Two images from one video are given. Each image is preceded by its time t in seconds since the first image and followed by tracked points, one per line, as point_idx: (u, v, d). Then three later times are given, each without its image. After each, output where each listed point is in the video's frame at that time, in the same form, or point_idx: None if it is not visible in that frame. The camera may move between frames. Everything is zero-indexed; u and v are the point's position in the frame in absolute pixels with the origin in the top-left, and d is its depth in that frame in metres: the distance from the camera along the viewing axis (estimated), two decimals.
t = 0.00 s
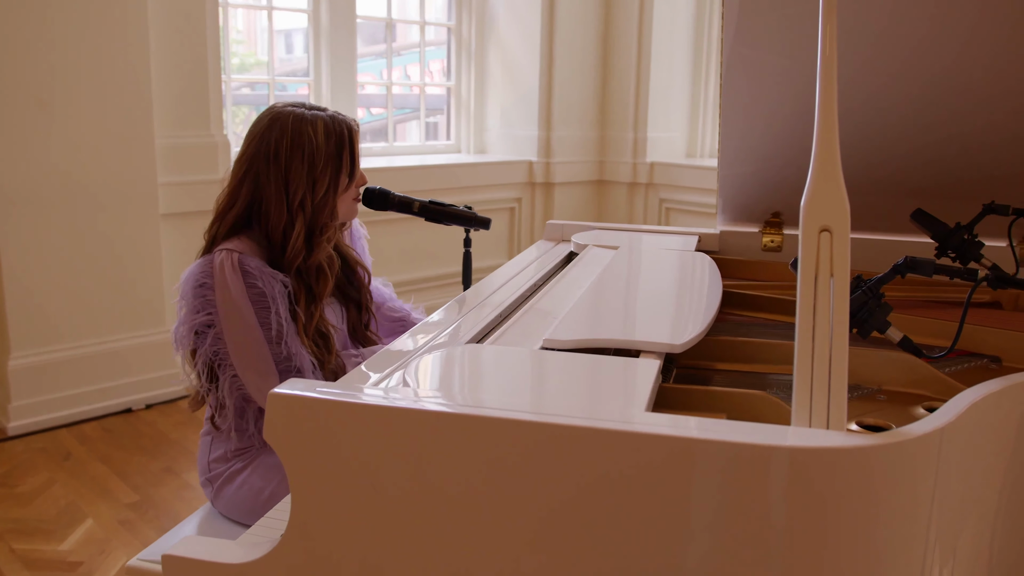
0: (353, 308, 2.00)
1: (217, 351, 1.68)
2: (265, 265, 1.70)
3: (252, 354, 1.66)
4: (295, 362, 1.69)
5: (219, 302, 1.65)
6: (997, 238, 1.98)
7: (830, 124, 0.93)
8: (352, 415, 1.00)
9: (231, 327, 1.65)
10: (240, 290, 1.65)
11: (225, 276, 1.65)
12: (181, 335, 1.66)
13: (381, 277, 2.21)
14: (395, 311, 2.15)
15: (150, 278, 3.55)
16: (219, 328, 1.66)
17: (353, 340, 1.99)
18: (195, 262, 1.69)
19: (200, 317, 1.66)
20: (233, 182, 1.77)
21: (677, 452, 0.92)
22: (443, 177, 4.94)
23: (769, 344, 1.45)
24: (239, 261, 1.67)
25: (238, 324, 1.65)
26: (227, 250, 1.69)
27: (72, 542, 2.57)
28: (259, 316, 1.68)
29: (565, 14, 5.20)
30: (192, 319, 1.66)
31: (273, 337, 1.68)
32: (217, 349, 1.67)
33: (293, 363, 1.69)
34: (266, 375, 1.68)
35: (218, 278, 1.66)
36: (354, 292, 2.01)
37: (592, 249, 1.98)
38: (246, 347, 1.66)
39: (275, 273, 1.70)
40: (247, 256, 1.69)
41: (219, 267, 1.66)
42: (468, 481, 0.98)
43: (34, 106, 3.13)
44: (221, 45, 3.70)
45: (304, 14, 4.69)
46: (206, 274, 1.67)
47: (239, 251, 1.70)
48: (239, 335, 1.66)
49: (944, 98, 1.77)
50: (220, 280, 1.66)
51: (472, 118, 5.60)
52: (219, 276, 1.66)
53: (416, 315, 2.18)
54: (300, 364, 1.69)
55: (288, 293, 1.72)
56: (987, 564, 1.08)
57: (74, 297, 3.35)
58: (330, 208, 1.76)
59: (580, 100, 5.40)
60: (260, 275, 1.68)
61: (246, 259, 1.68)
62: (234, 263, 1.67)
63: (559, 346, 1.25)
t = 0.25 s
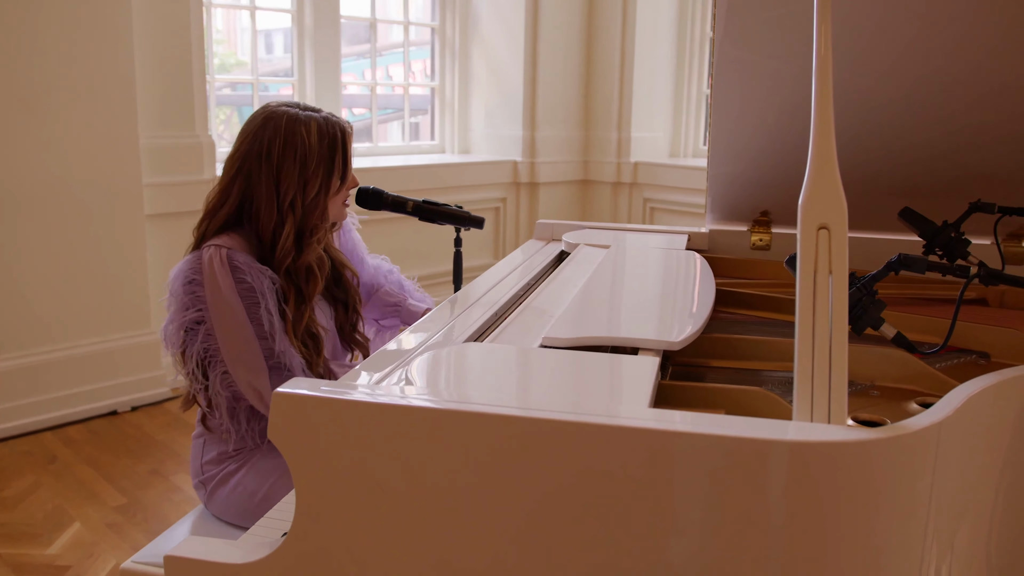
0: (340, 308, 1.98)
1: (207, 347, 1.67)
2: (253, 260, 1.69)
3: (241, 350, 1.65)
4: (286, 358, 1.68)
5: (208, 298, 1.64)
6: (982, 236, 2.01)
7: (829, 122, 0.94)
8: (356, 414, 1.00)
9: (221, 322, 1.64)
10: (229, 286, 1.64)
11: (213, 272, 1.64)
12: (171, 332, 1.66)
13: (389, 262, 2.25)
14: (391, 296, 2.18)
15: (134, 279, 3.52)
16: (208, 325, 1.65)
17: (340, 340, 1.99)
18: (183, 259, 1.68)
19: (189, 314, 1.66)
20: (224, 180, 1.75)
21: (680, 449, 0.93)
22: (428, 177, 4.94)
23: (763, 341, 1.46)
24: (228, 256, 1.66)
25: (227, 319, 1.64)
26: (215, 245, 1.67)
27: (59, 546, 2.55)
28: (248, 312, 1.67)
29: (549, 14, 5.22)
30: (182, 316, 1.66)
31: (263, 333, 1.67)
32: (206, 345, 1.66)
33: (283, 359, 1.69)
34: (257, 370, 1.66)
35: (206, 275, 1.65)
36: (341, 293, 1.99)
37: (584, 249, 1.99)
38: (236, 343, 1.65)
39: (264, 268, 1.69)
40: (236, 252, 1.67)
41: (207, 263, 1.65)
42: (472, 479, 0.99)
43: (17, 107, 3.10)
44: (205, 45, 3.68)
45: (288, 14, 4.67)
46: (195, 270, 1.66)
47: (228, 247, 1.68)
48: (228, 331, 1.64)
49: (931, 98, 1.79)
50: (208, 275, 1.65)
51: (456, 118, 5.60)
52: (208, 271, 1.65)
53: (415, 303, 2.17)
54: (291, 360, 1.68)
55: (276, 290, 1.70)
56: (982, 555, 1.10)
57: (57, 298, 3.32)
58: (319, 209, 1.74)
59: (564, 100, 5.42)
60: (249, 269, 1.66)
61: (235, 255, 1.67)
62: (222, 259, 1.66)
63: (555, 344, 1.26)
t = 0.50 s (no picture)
0: (328, 308, 1.99)
1: (201, 346, 1.63)
2: (247, 258, 1.66)
3: (236, 349, 1.62)
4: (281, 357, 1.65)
5: (202, 297, 1.61)
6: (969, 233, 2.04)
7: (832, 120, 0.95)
8: (364, 411, 1.00)
9: (215, 321, 1.61)
10: (223, 284, 1.61)
11: (208, 270, 1.61)
12: (163, 332, 1.62)
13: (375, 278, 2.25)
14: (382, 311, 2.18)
15: (120, 280, 3.49)
16: (201, 324, 1.62)
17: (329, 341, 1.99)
18: (176, 257, 1.64)
19: (181, 313, 1.61)
20: (217, 180, 1.74)
21: (687, 443, 0.94)
22: (414, 177, 4.93)
23: (760, 337, 1.48)
24: (222, 254, 1.63)
25: (221, 318, 1.61)
26: (209, 244, 1.64)
27: (48, 549, 2.53)
28: (243, 310, 1.63)
29: (534, 14, 5.23)
30: (174, 315, 1.61)
31: (257, 331, 1.63)
32: (199, 345, 1.63)
33: (278, 357, 1.65)
34: (252, 369, 1.63)
35: (199, 273, 1.61)
36: (329, 293, 2.00)
37: (578, 246, 2.00)
38: (230, 342, 1.62)
39: (258, 265, 1.66)
40: (230, 250, 1.64)
41: (200, 261, 1.62)
42: (480, 476, 0.99)
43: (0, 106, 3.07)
44: (190, 44, 3.66)
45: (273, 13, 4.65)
46: (187, 268, 1.62)
47: (221, 246, 1.65)
48: (222, 330, 1.61)
49: (921, 97, 1.81)
50: (202, 274, 1.61)
51: (442, 117, 5.60)
52: (202, 270, 1.61)
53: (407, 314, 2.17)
54: (284, 358, 1.65)
55: (272, 287, 1.67)
56: (981, 546, 1.12)
57: (42, 299, 3.29)
58: (310, 213, 1.73)
59: (550, 99, 5.43)
60: (243, 268, 1.64)
61: (229, 254, 1.64)
62: (216, 257, 1.63)
63: (559, 340, 1.26)
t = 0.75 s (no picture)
0: (335, 302, 1.99)
1: (202, 338, 1.64)
2: (247, 249, 1.67)
3: (238, 340, 1.63)
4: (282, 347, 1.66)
5: (203, 288, 1.62)
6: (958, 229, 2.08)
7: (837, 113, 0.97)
8: (378, 402, 1.01)
9: (216, 312, 1.62)
10: (224, 275, 1.62)
11: (209, 261, 1.62)
12: (165, 324, 1.63)
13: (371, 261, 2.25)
14: (379, 296, 2.18)
15: (108, 280, 3.47)
16: (203, 315, 1.63)
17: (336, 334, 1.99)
18: (178, 249, 1.66)
19: (183, 304, 1.63)
20: (219, 170, 1.74)
21: (698, 431, 0.96)
22: (402, 176, 4.94)
23: (758, 330, 1.50)
24: (222, 246, 1.64)
25: (223, 309, 1.62)
26: (210, 236, 1.66)
27: (39, 549, 2.51)
28: (244, 301, 1.64)
29: (521, 14, 5.24)
30: (176, 307, 1.63)
31: (258, 321, 1.64)
32: (201, 336, 1.64)
33: (279, 347, 1.67)
34: (253, 360, 1.65)
35: (200, 264, 1.62)
36: (336, 286, 1.99)
37: (575, 243, 2.01)
38: (232, 333, 1.63)
39: (258, 256, 1.67)
40: (231, 242, 1.65)
41: (202, 252, 1.63)
42: (493, 466, 1.00)
43: None
44: (178, 43, 3.65)
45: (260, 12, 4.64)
46: (189, 260, 1.63)
47: (223, 237, 1.66)
48: (224, 321, 1.62)
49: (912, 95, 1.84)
50: (202, 266, 1.62)
51: (429, 117, 5.60)
52: (202, 262, 1.63)
53: (404, 300, 2.18)
54: (286, 347, 1.66)
55: (272, 278, 1.68)
56: (980, 532, 1.14)
57: (29, 300, 3.26)
58: (313, 200, 1.73)
59: (536, 99, 5.45)
60: (243, 259, 1.64)
61: (229, 245, 1.65)
62: (217, 249, 1.64)
63: (566, 334, 1.27)
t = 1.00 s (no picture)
0: (341, 289, 2.00)
1: (202, 327, 1.66)
2: (246, 237, 1.68)
3: (236, 330, 1.64)
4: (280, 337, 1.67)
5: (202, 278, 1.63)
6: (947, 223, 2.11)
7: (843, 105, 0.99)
8: (389, 391, 1.02)
9: (215, 302, 1.63)
10: (222, 265, 1.63)
11: (208, 251, 1.64)
12: (167, 314, 1.66)
13: (391, 240, 2.28)
14: (389, 282, 2.23)
15: (96, 279, 3.45)
16: (203, 306, 1.64)
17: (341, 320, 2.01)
18: (180, 239, 1.68)
19: (184, 294, 1.64)
20: (223, 157, 1.74)
21: (706, 418, 0.98)
22: (389, 175, 4.93)
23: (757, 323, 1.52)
24: (221, 235, 1.65)
25: (221, 299, 1.63)
26: (210, 224, 1.67)
27: (31, 550, 2.49)
28: (242, 291, 1.65)
29: (508, 13, 5.25)
30: (178, 296, 1.65)
31: (256, 309, 1.65)
32: (201, 326, 1.65)
33: (277, 336, 1.67)
34: (251, 350, 1.65)
35: (200, 254, 1.64)
36: (340, 273, 2.00)
37: (571, 239, 2.02)
38: (230, 323, 1.64)
39: (256, 243, 1.68)
40: (229, 230, 1.66)
41: (201, 242, 1.64)
42: (505, 454, 1.01)
43: None
44: (165, 41, 3.63)
45: (246, 10, 4.62)
46: (189, 250, 1.65)
47: (222, 225, 1.68)
48: (222, 311, 1.64)
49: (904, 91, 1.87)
50: (203, 255, 1.64)
51: (415, 116, 5.61)
52: (202, 251, 1.64)
53: (412, 290, 2.23)
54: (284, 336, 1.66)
55: (269, 265, 1.69)
56: (980, 518, 1.16)
57: (16, 299, 3.24)
58: (318, 185, 1.73)
59: (523, 98, 5.46)
60: (242, 247, 1.65)
61: (228, 233, 1.66)
62: (215, 237, 1.65)
63: (570, 325, 1.29)
